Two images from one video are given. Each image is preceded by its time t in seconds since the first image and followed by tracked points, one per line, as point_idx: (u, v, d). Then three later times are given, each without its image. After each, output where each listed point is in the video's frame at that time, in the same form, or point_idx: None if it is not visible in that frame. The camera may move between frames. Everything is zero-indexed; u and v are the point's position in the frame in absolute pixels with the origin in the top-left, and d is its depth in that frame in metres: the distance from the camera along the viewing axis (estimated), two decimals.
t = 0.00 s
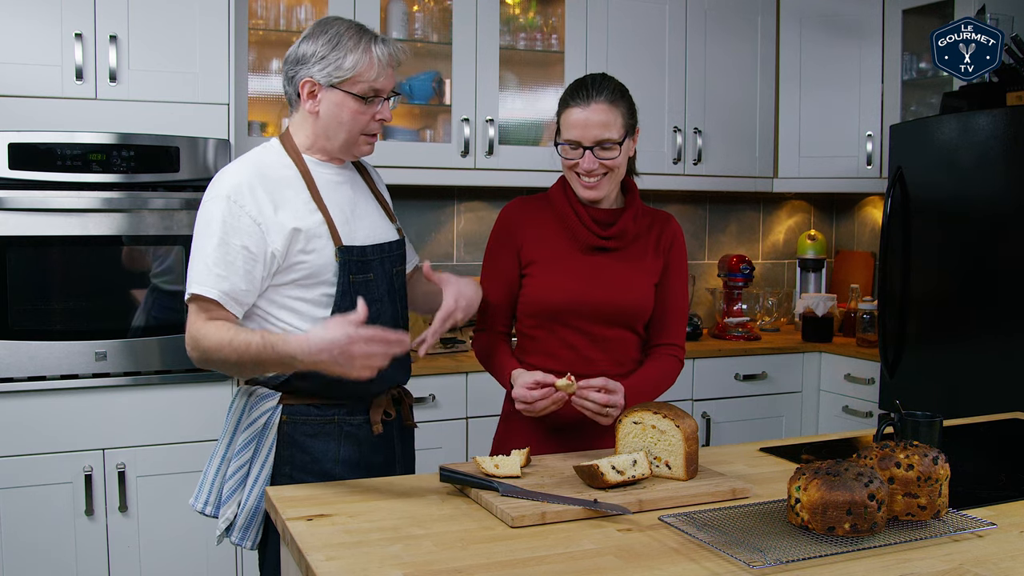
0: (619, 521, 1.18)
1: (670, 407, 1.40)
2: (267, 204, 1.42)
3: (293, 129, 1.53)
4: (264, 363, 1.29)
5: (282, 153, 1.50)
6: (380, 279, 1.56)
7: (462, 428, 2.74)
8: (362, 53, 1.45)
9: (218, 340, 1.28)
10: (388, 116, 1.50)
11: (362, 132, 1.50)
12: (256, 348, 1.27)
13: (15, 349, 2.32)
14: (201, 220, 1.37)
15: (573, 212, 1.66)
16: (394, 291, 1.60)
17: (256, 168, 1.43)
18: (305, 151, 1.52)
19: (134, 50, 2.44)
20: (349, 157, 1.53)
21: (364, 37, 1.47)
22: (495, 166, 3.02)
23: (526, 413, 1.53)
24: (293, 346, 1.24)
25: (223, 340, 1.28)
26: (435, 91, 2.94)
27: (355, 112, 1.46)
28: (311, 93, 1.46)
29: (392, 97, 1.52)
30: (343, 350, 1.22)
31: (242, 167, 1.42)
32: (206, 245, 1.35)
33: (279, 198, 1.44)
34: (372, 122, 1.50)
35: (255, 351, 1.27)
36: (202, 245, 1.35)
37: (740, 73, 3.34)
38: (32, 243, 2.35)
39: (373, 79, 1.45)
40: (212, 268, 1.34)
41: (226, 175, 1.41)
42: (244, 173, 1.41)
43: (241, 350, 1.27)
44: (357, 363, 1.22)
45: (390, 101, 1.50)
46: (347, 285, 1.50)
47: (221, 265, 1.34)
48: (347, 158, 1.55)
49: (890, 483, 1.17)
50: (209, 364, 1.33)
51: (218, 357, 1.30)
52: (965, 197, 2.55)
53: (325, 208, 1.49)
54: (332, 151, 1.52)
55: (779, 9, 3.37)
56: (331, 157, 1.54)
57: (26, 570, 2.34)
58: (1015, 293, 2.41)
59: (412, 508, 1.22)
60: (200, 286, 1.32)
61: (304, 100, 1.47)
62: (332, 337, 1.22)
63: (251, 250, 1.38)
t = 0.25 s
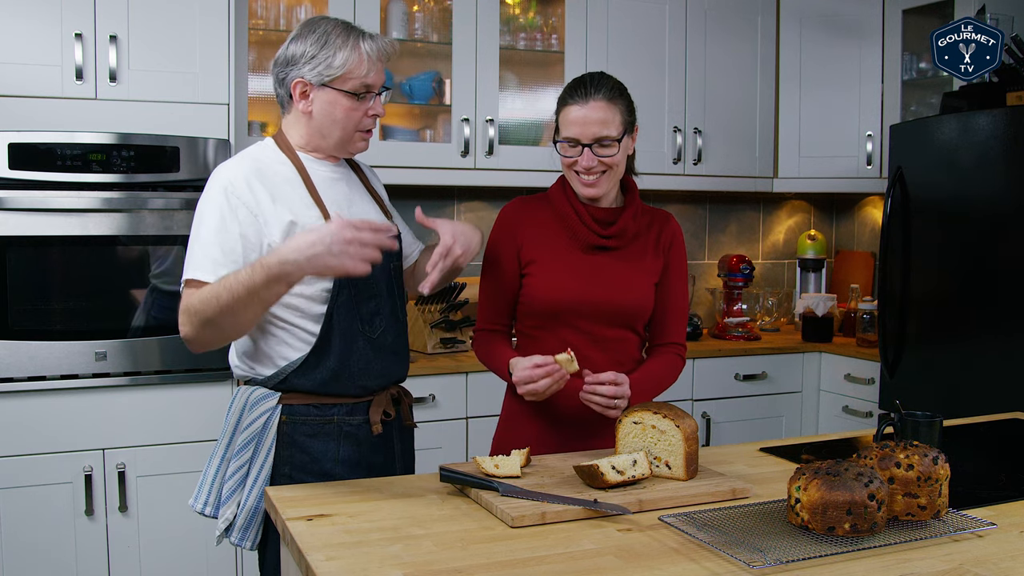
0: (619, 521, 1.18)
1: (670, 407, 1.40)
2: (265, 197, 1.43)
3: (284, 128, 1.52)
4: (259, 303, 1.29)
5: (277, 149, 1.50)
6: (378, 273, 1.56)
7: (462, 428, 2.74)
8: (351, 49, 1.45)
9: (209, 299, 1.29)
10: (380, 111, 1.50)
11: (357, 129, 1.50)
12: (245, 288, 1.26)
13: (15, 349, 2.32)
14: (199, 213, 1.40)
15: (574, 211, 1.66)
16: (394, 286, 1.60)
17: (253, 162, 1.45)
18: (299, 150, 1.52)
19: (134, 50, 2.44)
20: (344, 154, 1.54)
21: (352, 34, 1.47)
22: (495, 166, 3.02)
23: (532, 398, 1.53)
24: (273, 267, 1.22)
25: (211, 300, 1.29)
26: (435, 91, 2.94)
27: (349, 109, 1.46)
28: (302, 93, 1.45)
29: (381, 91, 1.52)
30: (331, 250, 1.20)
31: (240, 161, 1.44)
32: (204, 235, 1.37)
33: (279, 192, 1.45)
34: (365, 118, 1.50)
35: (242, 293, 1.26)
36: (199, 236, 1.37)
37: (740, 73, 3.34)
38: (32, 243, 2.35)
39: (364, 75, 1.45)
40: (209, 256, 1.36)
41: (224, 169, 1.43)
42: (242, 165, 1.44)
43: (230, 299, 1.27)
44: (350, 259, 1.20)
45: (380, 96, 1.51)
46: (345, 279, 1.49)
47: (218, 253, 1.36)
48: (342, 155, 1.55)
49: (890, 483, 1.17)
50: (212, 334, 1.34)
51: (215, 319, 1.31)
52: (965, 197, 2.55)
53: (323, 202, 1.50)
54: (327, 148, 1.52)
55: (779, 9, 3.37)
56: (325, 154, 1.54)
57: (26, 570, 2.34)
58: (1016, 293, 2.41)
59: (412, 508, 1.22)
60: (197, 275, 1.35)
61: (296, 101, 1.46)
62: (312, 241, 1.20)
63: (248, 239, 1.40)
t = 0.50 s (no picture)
0: (619, 521, 1.18)
1: (670, 407, 1.40)
2: (264, 194, 1.44)
3: (283, 128, 1.53)
4: (259, 271, 1.30)
5: (275, 149, 1.50)
6: (377, 271, 1.56)
7: (462, 428, 2.74)
8: (346, 48, 1.45)
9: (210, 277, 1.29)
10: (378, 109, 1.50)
11: (356, 127, 1.50)
12: (242, 256, 1.27)
13: (15, 349, 2.32)
14: (198, 211, 1.40)
15: (576, 212, 1.66)
16: (393, 284, 1.61)
17: (252, 160, 1.46)
18: (299, 150, 1.53)
19: (134, 50, 2.44)
20: (343, 151, 1.54)
21: (346, 32, 1.46)
22: (495, 166, 3.02)
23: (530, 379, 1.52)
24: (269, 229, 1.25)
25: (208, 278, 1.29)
26: (435, 91, 2.94)
27: (347, 108, 1.46)
28: (299, 94, 1.46)
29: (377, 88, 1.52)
30: (324, 204, 1.24)
31: (238, 160, 1.45)
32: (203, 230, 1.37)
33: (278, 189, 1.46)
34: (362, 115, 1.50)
35: (240, 262, 1.28)
36: (198, 232, 1.37)
37: (740, 73, 3.34)
38: (32, 243, 2.35)
39: (360, 74, 1.45)
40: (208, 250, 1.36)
41: (222, 168, 1.44)
42: (240, 163, 1.45)
43: (227, 271, 1.28)
44: (345, 209, 1.26)
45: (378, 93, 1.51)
46: (345, 278, 1.50)
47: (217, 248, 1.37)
48: (341, 151, 1.55)
49: (890, 483, 1.17)
50: (214, 318, 1.34)
51: (215, 298, 1.31)
52: (965, 197, 2.55)
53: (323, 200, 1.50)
54: (327, 147, 1.52)
55: (779, 9, 3.37)
56: (324, 152, 1.54)
57: (26, 570, 2.34)
58: (1016, 293, 2.41)
59: (412, 508, 1.22)
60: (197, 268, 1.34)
61: (294, 101, 1.46)
62: (304, 195, 1.24)
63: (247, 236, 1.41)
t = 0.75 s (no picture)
0: (619, 521, 1.18)
1: (670, 407, 1.40)
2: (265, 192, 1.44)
3: (284, 130, 1.53)
4: (260, 260, 1.29)
5: (277, 149, 1.51)
6: (377, 270, 1.56)
7: (462, 428, 2.74)
8: (346, 47, 1.45)
9: (213, 268, 1.29)
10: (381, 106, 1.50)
11: (360, 124, 1.51)
12: (244, 245, 1.27)
13: (15, 349, 2.32)
14: (200, 210, 1.40)
15: (578, 212, 1.66)
16: (393, 284, 1.61)
17: (253, 159, 1.46)
18: (302, 150, 1.53)
19: (134, 50, 2.44)
20: (351, 148, 1.54)
21: (345, 31, 1.46)
22: (495, 166, 3.02)
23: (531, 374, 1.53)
24: (272, 216, 1.25)
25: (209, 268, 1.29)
26: (435, 91, 2.94)
27: (350, 106, 1.47)
28: (302, 96, 1.45)
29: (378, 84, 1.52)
30: (326, 192, 1.25)
31: (239, 159, 1.46)
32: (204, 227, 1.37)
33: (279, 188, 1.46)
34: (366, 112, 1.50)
35: (242, 250, 1.27)
36: (199, 229, 1.37)
37: (740, 73, 3.34)
38: (32, 243, 2.35)
39: (363, 71, 1.46)
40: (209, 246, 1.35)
41: (222, 167, 1.45)
42: (241, 162, 1.45)
43: (229, 259, 1.28)
44: (347, 199, 1.26)
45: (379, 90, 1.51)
46: (346, 277, 1.50)
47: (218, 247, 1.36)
48: (345, 149, 1.56)
49: (890, 483, 1.17)
50: (216, 311, 1.34)
51: (217, 289, 1.30)
52: (965, 197, 2.55)
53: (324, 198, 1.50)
54: (331, 145, 1.53)
55: (779, 9, 3.37)
56: (327, 151, 1.54)
57: (26, 570, 2.34)
58: (1016, 293, 2.41)
59: (411, 508, 1.22)
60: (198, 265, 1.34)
61: (297, 104, 1.46)
62: (305, 182, 1.25)
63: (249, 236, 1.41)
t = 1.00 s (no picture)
0: (619, 521, 1.18)
1: (670, 407, 1.40)
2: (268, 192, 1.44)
3: (286, 131, 1.52)
4: (265, 251, 1.28)
5: (278, 150, 1.50)
6: (379, 271, 1.56)
7: (462, 428, 2.74)
8: (349, 48, 1.45)
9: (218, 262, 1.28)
10: (384, 106, 1.52)
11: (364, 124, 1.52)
12: (248, 237, 1.26)
13: (15, 349, 2.32)
14: (203, 209, 1.40)
15: (582, 212, 1.66)
16: (394, 285, 1.61)
17: (256, 160, 1.46)
18: (303, 150, 1.53)
19: (134, 50, 2.44)
20: (351, 148, 1.55)
21: (347, 32, 1.46)
22: (496, 166, 3.02)
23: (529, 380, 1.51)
24: (276, 206, 1.25)
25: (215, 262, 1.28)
26: (435, 91, 2.94)
27: (355, 107, 1.48)
28: (307, 99, 1.46)
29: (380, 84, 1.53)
30: (329, 182, 1.26)
31: (242, 159, 1.45)
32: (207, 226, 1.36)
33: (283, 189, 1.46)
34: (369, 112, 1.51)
35: (246, 242, 1.27)
36: (202, 229, 1.37)
37: (740, 73, 3.34)
38: (32, 243, 2.35)
39: (367, 72, 1.46)
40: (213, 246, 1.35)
41: (225, 167, 1.44)
42: (244, 162, 1.45)
43: (234, 251, 1.27)
44: (348, 188, 1.28)
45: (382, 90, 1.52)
46: (349, 279, 1.50)
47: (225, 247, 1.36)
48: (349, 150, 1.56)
49: (890, 483, 1.17)
50: (221, 306, 1.33)
51: (221, 284, 1.30)
52: (965, 197, 2.55)
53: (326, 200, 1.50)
54: (333, 145, 1.53)
55: (779, 9, 3.37)
56: (329, 150, 1.55)
57: (26, 570, 2.34)
58: (1016, 293, 2.41)
59: (411, 508, 1.22)
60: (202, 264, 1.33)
61: (301, 107, 1.47)
62: (308, 172, 1.26)
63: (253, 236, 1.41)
